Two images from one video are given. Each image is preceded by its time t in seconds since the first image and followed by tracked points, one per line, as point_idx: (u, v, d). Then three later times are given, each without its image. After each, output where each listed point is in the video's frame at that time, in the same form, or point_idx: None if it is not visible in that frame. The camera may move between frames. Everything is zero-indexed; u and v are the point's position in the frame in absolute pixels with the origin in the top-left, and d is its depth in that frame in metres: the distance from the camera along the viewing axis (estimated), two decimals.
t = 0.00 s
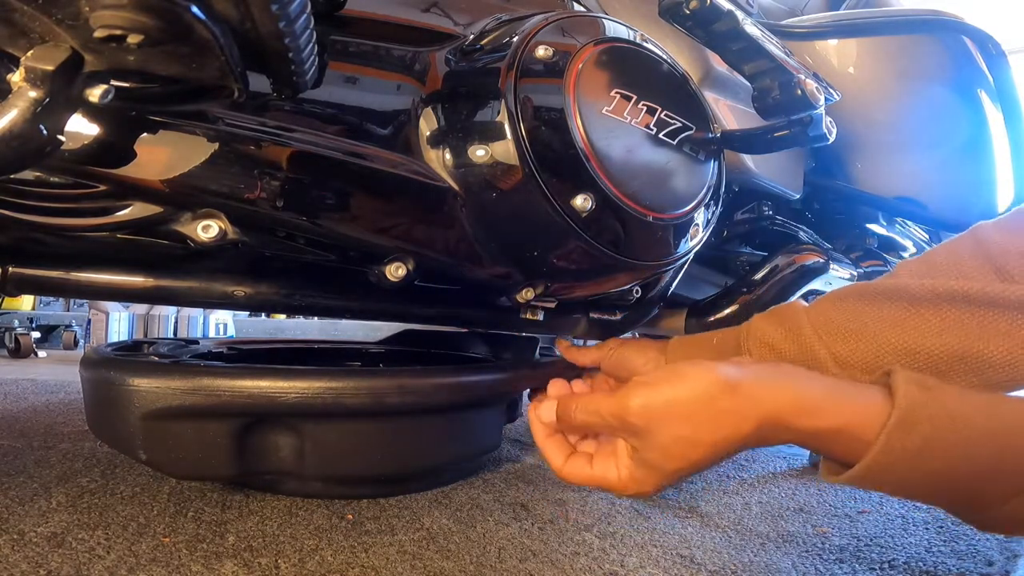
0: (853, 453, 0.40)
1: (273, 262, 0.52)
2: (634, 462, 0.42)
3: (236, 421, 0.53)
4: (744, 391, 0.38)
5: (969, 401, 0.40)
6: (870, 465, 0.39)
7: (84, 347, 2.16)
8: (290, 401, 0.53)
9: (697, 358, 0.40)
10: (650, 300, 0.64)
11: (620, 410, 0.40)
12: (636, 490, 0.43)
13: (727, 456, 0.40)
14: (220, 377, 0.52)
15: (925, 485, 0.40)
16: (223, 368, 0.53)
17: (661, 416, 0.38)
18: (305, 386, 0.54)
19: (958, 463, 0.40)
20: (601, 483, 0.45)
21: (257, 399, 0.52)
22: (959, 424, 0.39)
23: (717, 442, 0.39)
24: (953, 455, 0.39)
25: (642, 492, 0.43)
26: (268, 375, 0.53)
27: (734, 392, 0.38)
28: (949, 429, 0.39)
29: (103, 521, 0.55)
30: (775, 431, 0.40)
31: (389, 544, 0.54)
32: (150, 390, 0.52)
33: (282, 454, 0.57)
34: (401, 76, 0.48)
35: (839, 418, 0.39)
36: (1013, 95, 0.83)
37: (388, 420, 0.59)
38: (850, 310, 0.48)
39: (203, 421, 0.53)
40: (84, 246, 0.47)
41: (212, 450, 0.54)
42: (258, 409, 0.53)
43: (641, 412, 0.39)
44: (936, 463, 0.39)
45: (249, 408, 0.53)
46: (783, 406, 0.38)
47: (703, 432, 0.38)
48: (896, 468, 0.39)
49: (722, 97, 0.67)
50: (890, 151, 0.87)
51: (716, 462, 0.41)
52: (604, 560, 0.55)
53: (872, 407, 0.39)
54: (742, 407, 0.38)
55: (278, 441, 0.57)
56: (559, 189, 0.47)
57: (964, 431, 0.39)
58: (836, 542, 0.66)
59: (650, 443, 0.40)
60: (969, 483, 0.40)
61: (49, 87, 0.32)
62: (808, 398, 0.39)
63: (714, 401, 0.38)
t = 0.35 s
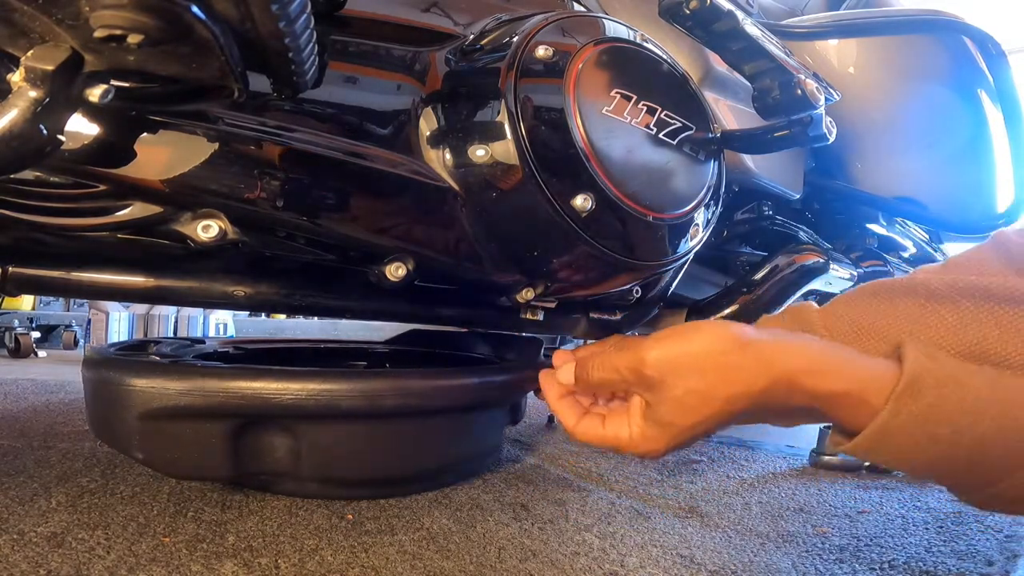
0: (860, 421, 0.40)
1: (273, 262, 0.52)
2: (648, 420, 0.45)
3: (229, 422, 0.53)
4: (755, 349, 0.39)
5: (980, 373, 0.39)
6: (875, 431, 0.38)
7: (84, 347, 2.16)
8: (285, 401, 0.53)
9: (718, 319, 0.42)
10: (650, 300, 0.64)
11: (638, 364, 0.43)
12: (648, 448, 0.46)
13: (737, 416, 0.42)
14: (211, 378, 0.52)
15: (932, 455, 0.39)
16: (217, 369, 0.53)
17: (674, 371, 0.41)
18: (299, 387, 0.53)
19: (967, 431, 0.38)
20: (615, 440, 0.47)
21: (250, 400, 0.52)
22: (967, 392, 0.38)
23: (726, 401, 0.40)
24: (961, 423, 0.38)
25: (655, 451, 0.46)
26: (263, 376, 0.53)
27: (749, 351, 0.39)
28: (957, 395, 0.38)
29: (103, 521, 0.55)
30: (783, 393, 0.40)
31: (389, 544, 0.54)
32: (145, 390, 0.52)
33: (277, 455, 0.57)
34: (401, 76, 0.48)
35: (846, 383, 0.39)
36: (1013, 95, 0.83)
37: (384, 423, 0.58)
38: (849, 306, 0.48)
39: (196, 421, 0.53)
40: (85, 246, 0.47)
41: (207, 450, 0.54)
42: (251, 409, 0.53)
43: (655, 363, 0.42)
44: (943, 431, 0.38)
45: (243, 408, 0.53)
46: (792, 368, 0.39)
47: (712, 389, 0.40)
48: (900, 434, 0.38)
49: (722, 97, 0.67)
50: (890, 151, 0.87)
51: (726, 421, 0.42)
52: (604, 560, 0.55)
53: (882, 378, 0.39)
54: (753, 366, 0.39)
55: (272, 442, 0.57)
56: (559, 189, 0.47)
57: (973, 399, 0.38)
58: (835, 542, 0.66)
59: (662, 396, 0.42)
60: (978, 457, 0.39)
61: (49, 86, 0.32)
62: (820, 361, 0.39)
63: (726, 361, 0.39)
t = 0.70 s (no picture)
0: (908, 375, 0.42)
1: (273, 262, 0.52)
2: (681, 359, 0.42)
3: (220, 420, 0.53)
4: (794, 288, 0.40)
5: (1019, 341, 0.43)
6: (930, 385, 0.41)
7: (84, 346, 2.16)
8: (263, 402, 0.53)
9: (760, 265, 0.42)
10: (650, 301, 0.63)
11: (682, 296, 0.41)
12: (671, 394, 0.43)
13: (771, 358, 0.41)
14: (199, 379, 0.53)
15: (975, 416, 0.43)
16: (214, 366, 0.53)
17: (727, 299, 0.39)
18: (275, 388, 0.53)
19: (1007, 394, 0.42)
20: (636, 386, 0.44)
21: (233, 399, 0.52)
22: (1011, 357, 0.42)
23: (773, 335, 0.40)
24: (1005, 386, 0.42)
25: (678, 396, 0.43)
26: (251, 374, 0.53)
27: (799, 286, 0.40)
28: (1005, 358, 0.42)
29: (103, 521, 0.55)
30: (832, 344, 0.41)
31: (389, 544, 0.54)
32: (141, 387, 0.53)
33: (265, 455, 0.56)
34: (401, 76, 0.48)
35: (894, 338, 0.42)
36: (1012, 95, 0.83)
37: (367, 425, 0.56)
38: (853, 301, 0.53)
39: (188, 419, 0.53)
40: (85, 246, 0.47)
41: (197, 449, 0.54)
42: (235, 407, 0.53)
43: (704, 290, 0.40)
44: (990, 393, 0.42)
45: (228, 407, 0.53)
46: (846, 317, 0.41)
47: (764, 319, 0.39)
48: (948, 392, 0.42)
49: (722, 97, 0.67)
50: (890, 150, 0.87)
51: (761, 365, 0.42)
52: (604, 560, 0.55)
53: (927, 337, 0.42)
54: (797, 297, 0.40)
55: (261, 441, 0.56)
56: (559, 189, 0.47)
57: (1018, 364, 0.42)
58: (835, 542, 0.66)
59: (705, 329, 0.40)
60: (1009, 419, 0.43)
61: (49, 87, 0.32)
62: (864, 311, 0.42)
63: (781, 294, 0.40)
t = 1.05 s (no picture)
0: (903, 394, 0.42)
1: (273, 262, 0.52)
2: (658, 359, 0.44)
3: (222, 421, 0.54)
4: (776, 306, 0.42)
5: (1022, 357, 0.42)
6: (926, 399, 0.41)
7: (84, 347, 2.16)
8: (264, 404, 0.53)
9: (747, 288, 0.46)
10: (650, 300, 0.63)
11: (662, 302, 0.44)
12: (648, 394, 0.45)
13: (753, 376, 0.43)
14: (202, 380, 0.53)
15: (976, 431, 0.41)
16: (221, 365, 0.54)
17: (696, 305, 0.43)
18: (274, 390, 0.53)
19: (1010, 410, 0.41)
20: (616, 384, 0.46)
21: (234, 400, 0.52)
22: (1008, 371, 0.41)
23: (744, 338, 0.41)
24: (1003, 398, 0.41)
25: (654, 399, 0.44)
26: (252, 376, 0.53)
27: (777, 300, 0.43)
28: (1001, 374, 0.41)
29: (103, 521, 0.55)
30: (821, 360, 0.42)
31: (389, 544, 0.54)
32: (146, 387, 0.54)
33: (268, 457, 0.56)
34: (401, 76, 0.48)
35: (886, 356, 0.42)
36: (1012, 94, 0.83)
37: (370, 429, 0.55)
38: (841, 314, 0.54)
39: (189, 421, 0.54)
40: (85, 246, 0.47)
41: (201, 449, 0.54)
42: (236, 409, 0.53)
43: (685, 300, 0.43)
44: (987, 408, 0.41)
45: (229, 409, 0.53)
46: (835, 334, 0.42)
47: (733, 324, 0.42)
48: (943, 408, 0.41)
49: (722, 97, 0.67)
50: (889, 150, 0.87)
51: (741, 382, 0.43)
52: (604, 560, 0.55)
53: (921, 356, 0.42)
54: (776, 312, 0.42)
55: (265, 444, 0.56)
56: (559, 189, 0.47)
57: (1014, 378, 0.41)
58: (835, 542, 0.66)
59: (680, 333, 0.43)
60: (1020, 432, 0.41)
61: (49, 87, 0.32)
62: (855, 328, 0.43)
63: (757, 303, 0.42)
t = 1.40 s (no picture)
0: (893, 391, 0.45)
1: (272, 262, 0.52)
2: (654, 350, 0.47)
3: (235, 425, 0.53)
4: (772, 306, 0.45)
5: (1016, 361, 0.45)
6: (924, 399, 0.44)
7: (84, 346, 2.16)
8: (279, 407, 0.52)
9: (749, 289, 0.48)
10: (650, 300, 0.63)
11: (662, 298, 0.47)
12: (641, 382, 0.47)
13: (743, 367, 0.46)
14: (214, 382, 0.52)
15: (970, 429, 0.45)
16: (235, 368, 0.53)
17: (695, 303, 0.46)
18: (291, 392, 0.52)
19: (1001, 411, 0.44)
20: (613, 373, 0.49)
21: (248, 403, 0.52)
22: (1005, 376, 0.44)
23: (738, 335, 0.44)
24: (997, 400, 0.44)
25: (648, 387, 0.47)
26: (265, 379, 0.52)
27: (775, 301, 0.46)
28: (994, 377, 0.44)
29: (103, 521, 0.55)
30: (817, 359, 0.45)
31: (390, 544, 0.54)
32: (156, 390, 0.53)
33: (284, 462, 0.56)
34: (401, 76, 0.48)
35: (878, 356, 0.45)
36: (1012, 94, 0.83)
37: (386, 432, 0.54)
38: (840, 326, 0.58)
39: (202, 424, 0.53)
40: (85, 246, 0.47)
41: (212, 451, 0.53)
42: (250, 411, 0.52)
43: (684, 297, 0.46)
44: (980, 408, 0.44)
45: (245, 413, 0.52)
46: (832, 335, 0.45)
47: (729, 322, 0.44)
48: (939, 407, 0.44)
49: (722, 97, 0.67)
50: (889, 150, 0.87)
51: (733, 374, 0.46)
52: (604, 560, 0.55)
53: (913, 356, 0.45)
54: (770, 311, 0.45)
55: (279, 447, 0.55)
56: (559, 189, 0.47)
57: (1010, 381, 0.44)
58: (835, 542, 0.66)
59: (678, 327, 0.46)
60: (1015, 432, 0.45)
61: (49, 87, 0.32)
62: (848, 329, 0.46)
63: (756, 304, 0.45)
